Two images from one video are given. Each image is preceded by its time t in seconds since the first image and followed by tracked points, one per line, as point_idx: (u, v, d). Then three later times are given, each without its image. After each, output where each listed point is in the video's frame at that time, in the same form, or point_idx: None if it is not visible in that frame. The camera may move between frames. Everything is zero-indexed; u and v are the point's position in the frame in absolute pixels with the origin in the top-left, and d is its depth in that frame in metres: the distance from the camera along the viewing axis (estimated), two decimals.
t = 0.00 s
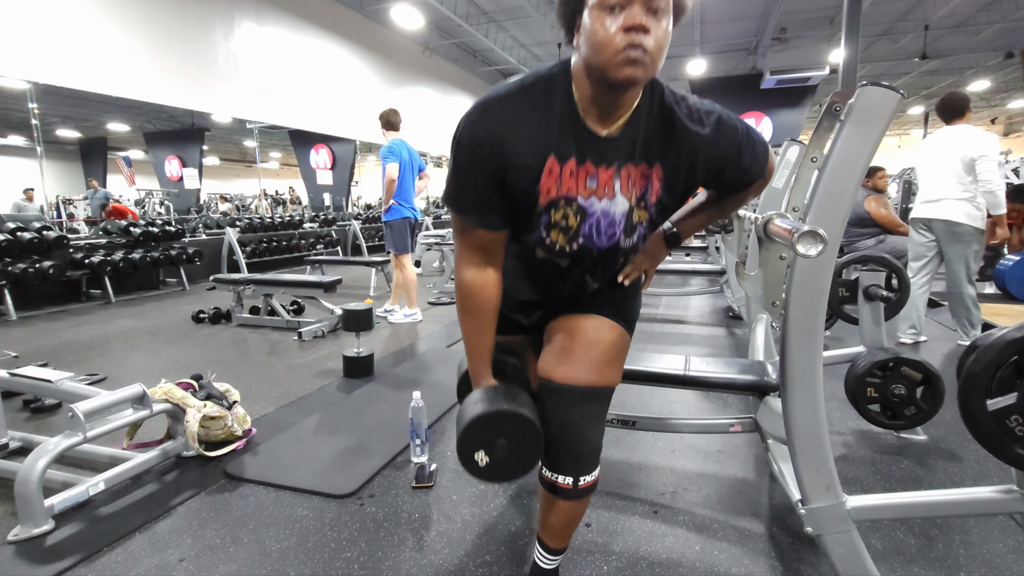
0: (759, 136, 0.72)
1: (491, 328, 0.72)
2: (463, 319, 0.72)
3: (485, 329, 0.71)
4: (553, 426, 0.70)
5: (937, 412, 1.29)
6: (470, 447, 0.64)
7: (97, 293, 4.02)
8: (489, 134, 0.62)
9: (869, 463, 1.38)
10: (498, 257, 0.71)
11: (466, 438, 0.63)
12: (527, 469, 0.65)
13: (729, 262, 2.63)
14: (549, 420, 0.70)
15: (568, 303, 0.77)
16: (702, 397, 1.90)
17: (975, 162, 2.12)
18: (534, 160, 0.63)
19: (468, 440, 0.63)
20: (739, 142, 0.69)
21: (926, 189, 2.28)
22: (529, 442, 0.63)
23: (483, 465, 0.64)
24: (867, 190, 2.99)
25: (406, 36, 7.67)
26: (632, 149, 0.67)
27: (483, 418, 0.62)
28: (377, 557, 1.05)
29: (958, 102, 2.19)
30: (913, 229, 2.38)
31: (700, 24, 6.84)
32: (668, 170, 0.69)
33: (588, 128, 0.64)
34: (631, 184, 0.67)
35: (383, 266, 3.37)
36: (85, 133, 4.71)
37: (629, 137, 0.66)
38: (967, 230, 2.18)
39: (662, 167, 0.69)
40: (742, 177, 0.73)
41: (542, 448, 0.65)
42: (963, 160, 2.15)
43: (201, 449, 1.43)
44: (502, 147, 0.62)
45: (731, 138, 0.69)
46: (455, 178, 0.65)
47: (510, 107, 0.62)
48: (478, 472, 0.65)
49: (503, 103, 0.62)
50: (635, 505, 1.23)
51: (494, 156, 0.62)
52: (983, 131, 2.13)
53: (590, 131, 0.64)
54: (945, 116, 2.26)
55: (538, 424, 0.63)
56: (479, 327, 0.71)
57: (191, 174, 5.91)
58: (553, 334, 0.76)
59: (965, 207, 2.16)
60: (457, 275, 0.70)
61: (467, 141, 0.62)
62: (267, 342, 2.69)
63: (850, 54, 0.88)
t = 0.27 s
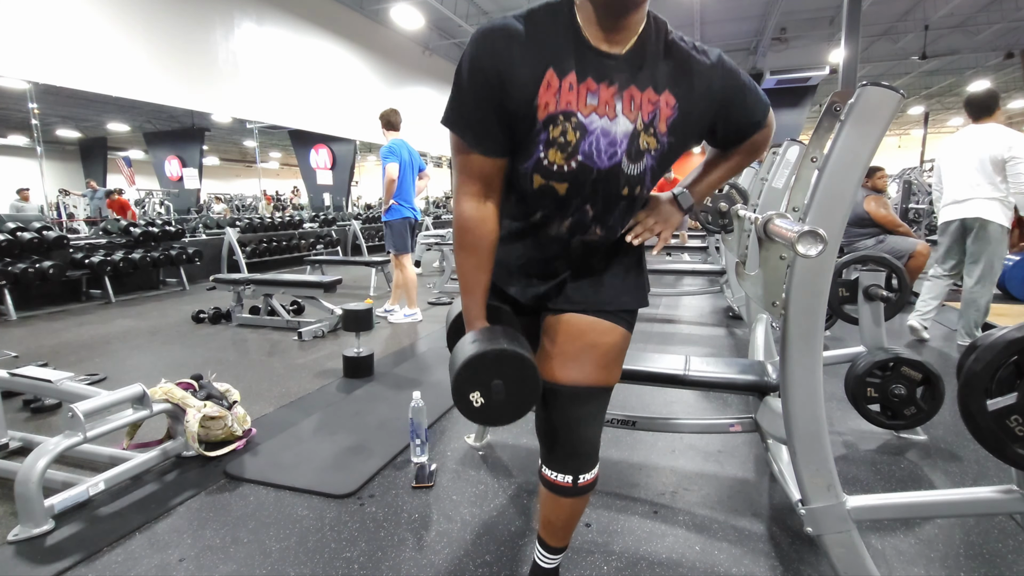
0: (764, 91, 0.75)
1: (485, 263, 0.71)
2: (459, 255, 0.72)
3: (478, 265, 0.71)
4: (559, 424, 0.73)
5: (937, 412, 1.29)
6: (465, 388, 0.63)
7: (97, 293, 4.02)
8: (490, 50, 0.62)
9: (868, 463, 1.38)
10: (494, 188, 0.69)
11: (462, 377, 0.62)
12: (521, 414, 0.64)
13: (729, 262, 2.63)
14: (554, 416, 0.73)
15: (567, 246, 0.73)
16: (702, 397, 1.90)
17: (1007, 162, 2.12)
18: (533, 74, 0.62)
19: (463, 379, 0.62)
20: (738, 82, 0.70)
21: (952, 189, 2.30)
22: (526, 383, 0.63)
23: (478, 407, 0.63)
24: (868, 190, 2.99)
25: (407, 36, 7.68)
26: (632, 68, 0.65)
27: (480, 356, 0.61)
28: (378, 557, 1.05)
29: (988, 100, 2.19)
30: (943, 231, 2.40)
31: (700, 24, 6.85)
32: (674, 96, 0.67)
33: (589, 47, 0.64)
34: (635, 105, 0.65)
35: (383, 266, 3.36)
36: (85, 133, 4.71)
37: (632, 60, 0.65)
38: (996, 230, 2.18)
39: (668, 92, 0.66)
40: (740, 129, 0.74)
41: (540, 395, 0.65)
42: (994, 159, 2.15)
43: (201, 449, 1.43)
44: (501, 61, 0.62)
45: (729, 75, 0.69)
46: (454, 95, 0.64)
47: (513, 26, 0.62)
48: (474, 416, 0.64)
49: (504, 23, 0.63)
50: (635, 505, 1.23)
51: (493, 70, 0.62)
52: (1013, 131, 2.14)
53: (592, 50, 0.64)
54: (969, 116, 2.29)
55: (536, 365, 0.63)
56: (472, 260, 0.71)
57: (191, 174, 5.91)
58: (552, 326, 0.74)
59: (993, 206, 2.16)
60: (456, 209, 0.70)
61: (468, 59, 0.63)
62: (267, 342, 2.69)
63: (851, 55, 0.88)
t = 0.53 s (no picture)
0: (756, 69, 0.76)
1: (480, 242, 0.72)
2: (459, 236, 0.73)
3: (475, 244, 0.72)
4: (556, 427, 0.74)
5: (937, 412, 1.29)
6: (457, 359, 0.63)
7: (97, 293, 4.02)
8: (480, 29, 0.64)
9: (868, 463, 1.38)
10: (487, 165, 0.70)
11: (454, 347, 0.62)
12: (511, 389, 0.64)
13: (729, 262, 2.63)
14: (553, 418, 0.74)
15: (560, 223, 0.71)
16: (701, 397, 1.90)
17: None
18: (522, 46, 0.63)
19: (455, 350, 0.62)
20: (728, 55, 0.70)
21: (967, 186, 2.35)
22: (519, 356, 0.63)
23: (470, 377, 0.63)
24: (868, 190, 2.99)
25: (407, 36, 7.68)
26: (622, 39, 0.65)
27: (472, 326, 0.61)
28: (377, 557, 1.05)
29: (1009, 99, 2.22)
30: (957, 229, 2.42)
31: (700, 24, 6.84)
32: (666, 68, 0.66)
33: (577, 20, 0.65)
34: (625, 75, 0.65)
35: (383, 266, 3.36)
36: (85, 133, 4.71)
37: (621, 32, 0.65)
38: (1009, 231, 2.19)
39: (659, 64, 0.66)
40: (736, 104, 0.74)
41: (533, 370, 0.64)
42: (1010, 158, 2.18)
43: (201, 449, 1.43)
44: (491, 36, 0.63)
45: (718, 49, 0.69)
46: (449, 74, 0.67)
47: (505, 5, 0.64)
48: (464, 387, 0.64)
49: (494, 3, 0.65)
50: (635, 505, 1.23)
51: (483, 45, 0.63)
52: None
53: (580, 22, 0.64)
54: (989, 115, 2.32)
55: (531, 338, 0.63)
56: (469, 240, 0.72)
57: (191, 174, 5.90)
58: (550, 326, 0.73)
59: (1003, 205, 2.19)
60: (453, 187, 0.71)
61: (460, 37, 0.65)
62: (267, 342, 2.69)
63: (851, 54, 0.88)
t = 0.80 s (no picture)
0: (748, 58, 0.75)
1: (478, 245, 0.73)
2: (455, 242, 0.74)
3: (472, 247, 0.73)
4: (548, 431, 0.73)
5: (937, 412, 1.29)
6: (453, 360, 0.63)
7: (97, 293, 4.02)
8: (467, 40, 0.66)
9: (868, 463, 1.38)
10: (483, 169, 0.73)
11: (449, 347, 0.63)
12: (507, 390, 0.63)
13: (729, 262, 2.63)
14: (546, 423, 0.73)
15: (554, 223, 0.73)
16: (701, 397, 1.90)
17: None
18: (508, 56, 0.66)
19: (450, 348, 0.63)
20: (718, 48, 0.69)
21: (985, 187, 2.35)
22: (514, 357, 0.62)
23: (467, 380, 0.63)
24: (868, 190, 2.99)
25: (407, 36, 7.68)
26: (607, 41, 0.66)
27: (466, 326, 0.62)
28: (377, 557, 1.05)
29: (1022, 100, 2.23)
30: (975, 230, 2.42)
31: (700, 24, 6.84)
32: (653, 67, 0.67)
33: (562, 26, 0.66)
34: (612, 77, 0.66)
35: (383, 266, 3.36)
36: (85, 133, 4.70)
37: (606, 35, 0.66)
38: (1023, 230, 2.20)
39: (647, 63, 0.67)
40: (729, 98, 0.74)
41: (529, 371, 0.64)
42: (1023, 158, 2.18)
43: (201, 449, 1.43)
44: (477, 47, 0.66)
45: (709, 42, 0.69)
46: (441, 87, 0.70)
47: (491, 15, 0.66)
48: (461, 390, 0.64)
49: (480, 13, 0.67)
50: (635, 505, 1.23)
51: (470, 55, 0.66)
52: None
53: (564, 29, 0.66)
54: (1005, 117, 2.36)
55: (525, 337, 0.62)
56: (467, 246, 0.73)
57: (191, 174, 5.90)
58: (545, 329, 0.72)
59: (1015, 205, 2.19)
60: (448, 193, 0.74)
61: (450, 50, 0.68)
62: (267, 342, 2.69)
63: (851, 55, 0.88)
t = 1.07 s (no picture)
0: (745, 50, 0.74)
1: (479, 257, 0.79)
2: (458, 252, 0.80)
3: (473, 256, 0.79)
4: (539, 433, 0.74)
5: (937, 412, 1.29)
6: (445, 372, 0.64)
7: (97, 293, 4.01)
8: (458, 57, 0.71)
9: (868, 463, 1.38)
10: (481, 180, 0.77)
11: (441, 358, 0.64)
12: (497, 403, 0.63)
13: (729, 262, 2.63)
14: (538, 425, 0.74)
15: (550, 230, 0.74)
16: (702, 397, 1.90)
17: None
18: (496, 72, 0.69)
19: (442, 360, 0.64)
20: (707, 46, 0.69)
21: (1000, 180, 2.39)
22: (504, 372, 0.62)
23: (459, 393, 0.64)
24: (868, 190, 2.99)
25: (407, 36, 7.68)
26: (594, 50, 0.67)
27: (457, 338, 0.63)
28: (378, 557, 1.05)
29: None
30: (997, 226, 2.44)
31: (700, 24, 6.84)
32: (640, 71, 0.67)
33: (548, 36, 0.68)
34: (598, 86, 0.67)
35: (383, 266, 3.36)
36: (85, 133, 4.70)
37: (592, 41, 0.68)
38: None
39: (634, 68, 0.67)
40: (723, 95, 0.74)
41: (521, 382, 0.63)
42: None
43: (201, 449, 1.43)
44: (468, 64, 0.70)
45: (696, 42, 0.68)
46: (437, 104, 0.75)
47: (482, 32, 0.70)
48: (454, 400, 0.65)
49: (472, 30, 0.71)
50: (635, 505, 1.23)
51: (461, 72, 0.71)
52: None
53: (549, 38, 0.68)
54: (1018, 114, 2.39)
55: (513, 352, 0.62)
56: (467, 253, 0.79)
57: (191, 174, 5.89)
58: (537, 329, 0.73)
59: None
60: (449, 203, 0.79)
61: (443, 69, 0.73)
62: (267, 342, 2.69)
63: (851, 55, 0.88)
